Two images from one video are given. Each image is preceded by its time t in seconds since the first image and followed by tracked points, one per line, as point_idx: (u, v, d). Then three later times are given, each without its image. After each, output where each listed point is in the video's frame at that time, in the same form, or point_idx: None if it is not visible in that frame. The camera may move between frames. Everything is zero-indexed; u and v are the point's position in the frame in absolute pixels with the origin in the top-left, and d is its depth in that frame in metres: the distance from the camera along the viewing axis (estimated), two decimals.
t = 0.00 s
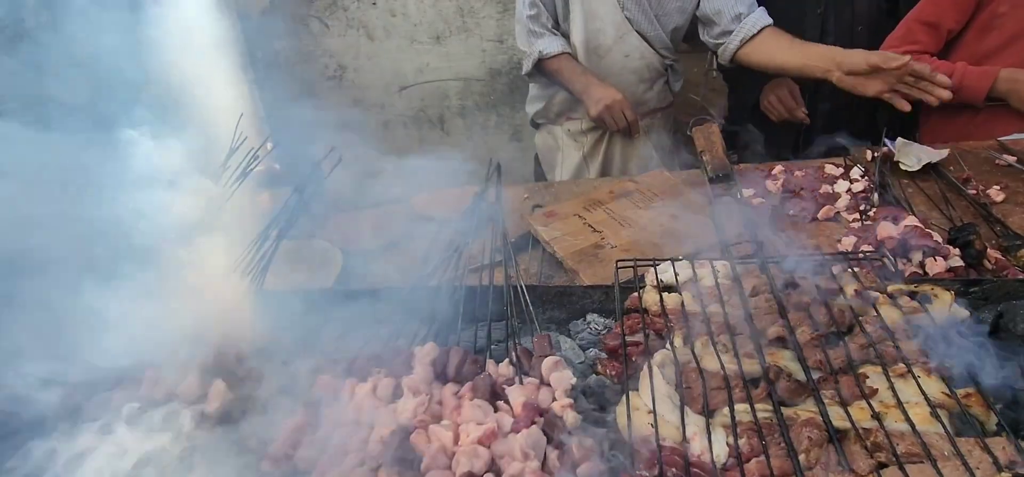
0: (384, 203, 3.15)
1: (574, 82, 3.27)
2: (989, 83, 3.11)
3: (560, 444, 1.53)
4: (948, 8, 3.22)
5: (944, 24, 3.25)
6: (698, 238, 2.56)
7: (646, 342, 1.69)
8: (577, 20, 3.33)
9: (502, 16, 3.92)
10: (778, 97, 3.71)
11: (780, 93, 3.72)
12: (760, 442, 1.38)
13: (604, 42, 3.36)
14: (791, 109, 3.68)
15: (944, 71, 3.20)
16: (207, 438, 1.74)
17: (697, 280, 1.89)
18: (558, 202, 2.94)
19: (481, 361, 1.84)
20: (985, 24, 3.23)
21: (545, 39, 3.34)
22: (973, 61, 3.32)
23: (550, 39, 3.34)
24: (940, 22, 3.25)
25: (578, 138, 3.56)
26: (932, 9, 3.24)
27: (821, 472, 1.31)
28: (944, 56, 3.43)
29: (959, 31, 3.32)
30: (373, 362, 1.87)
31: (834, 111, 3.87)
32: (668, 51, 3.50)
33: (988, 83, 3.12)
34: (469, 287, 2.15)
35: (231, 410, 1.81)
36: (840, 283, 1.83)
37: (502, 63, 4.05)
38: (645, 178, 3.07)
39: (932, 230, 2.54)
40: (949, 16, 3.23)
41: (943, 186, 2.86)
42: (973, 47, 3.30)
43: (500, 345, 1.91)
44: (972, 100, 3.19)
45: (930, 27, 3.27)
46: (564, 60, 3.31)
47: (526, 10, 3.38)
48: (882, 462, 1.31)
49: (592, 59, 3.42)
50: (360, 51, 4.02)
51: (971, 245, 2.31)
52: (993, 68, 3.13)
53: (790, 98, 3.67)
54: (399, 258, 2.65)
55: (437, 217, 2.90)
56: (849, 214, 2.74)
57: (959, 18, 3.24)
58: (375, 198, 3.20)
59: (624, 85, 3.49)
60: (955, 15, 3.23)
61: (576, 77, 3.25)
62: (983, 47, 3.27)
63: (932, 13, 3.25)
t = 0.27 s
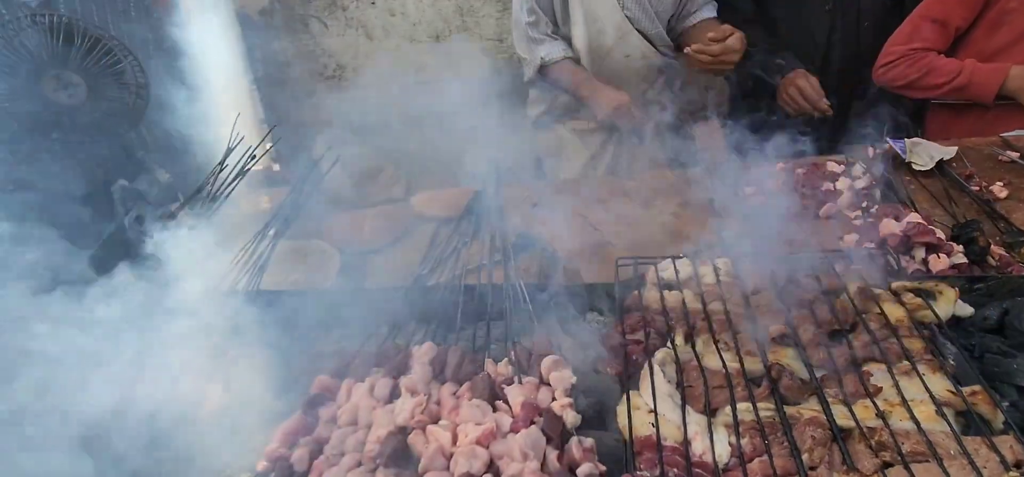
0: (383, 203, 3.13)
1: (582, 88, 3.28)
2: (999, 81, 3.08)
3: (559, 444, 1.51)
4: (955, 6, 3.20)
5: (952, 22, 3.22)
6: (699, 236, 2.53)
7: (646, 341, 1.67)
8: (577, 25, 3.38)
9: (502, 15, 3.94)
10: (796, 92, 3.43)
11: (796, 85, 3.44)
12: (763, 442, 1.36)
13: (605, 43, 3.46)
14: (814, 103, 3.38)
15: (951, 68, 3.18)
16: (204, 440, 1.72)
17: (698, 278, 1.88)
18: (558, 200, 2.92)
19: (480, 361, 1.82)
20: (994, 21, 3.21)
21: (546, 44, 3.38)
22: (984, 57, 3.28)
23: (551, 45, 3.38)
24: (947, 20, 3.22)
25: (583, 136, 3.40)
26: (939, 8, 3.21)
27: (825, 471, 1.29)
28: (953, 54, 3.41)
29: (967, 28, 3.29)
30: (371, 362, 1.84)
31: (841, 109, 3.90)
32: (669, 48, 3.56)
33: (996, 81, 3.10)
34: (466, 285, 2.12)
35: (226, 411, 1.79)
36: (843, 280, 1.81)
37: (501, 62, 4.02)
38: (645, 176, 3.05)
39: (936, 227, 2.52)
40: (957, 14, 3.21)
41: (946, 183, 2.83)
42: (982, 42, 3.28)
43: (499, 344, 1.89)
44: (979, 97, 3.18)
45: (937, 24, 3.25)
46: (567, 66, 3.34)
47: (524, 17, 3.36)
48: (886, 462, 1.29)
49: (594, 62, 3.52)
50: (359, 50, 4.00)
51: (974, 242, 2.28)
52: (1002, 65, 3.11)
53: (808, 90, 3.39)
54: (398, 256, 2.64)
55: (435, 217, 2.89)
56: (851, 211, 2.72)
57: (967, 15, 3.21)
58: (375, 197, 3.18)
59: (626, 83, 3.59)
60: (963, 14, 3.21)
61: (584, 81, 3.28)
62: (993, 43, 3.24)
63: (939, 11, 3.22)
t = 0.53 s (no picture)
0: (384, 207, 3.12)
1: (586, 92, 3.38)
2: (995, 82, 3.10)
3: (559, 453, 1.51)
4: (959, 8, 3.15)
5: (954, 23, 3.18)
6: (699, 239, 2.53)
7: (646, 348, 1.67)
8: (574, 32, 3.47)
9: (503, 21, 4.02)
10: (831, 71, 3.27)
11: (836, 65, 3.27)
12: (763, 450, 1.36)
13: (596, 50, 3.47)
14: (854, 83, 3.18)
15: (949, 69, 3.17)
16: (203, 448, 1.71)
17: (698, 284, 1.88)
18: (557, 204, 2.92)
19: (479, 366, 1.82)
20: (1002, 21, 3.19)
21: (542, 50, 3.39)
22: (987, 55, 3.29)
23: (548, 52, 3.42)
24: (949, 21, 3.18)
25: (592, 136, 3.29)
26: (942, 8, 3.15)
27: None
28: (955, 53, 3.40)
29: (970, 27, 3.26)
30: (370, 369, 1.84)
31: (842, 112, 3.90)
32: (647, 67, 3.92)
33: (994, 83, 3.12)
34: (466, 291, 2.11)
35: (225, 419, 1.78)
36: (844, 285, 1.80)
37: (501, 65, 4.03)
38: (644, 178, 3.05)
39: (937, 229, 2.51)
40: (960, 16, 3.16)
41: (947, 185, 2.82)
42: (984, 43, 3.29)
43: (499, 349, 1.89)
44: (976, 97, 3.19)
45: (938, 25, 3.21)
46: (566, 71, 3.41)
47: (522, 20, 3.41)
48: (887, 471, 1.28)
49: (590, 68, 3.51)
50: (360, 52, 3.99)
51: (975, 245, 2.27)
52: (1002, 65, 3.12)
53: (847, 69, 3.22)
54: (398, 259, 2.64)
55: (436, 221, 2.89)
56: (852, 214, 2.72)
57: (970, 17, 3.17)
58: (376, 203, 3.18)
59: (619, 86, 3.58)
60: (966, 15, 3.16)
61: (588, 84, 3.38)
62: (996, 44, 3.25)
63: (941, 11, 3.18)
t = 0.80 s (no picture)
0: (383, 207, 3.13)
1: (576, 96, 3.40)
2: (1002, 86, 3.09)
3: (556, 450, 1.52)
4: (961, 12, 3.19)
5: (958, 28, 3.23)
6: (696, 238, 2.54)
7: (642, 346, 1.68)
8: (564, 34, 3.43)
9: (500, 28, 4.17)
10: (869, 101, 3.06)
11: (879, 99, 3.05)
12: (758, 447, 1.37)
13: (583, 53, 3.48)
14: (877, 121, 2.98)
15: (955, 73, 3.17)
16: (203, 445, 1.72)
17: (694, 283, 1.89)
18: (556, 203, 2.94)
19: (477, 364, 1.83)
20: (1006, 25, 3.21)
21: (532, 49, 3.39)
22: (993, 58, 3.29)
23: (539, 51, 3.39)
24: (953, 26, 3.23)
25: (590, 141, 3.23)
26: (945, 13, 3.21)
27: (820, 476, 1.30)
28: (960, 58, 3.42)
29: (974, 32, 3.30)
30: (369, 367, 1.85)
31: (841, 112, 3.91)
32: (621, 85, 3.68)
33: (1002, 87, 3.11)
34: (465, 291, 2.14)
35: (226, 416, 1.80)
36: (840, 283, 1.81)
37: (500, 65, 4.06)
38: (642, 177, 3.06)
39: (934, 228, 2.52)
40: (964, 21, 3.21)
41: (944, 184, 2.83)
42: (990, 48, 3.30)
43: (497, 347, 1.91)
44: (984, 102, 3.18)
45: (942, 30, 3.26)
46: (553, 72, 3.40)
47: (510, 21, 3.36)
48: (881, 467, 1.29)
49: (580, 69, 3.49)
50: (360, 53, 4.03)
51: (972, 243, 2.28)
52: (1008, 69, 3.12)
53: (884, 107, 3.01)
54: (398, 259, 2.66)
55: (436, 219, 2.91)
56: (850, 213, 2.72)
57: (974, 22, 3.22)
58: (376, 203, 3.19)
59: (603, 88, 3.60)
60: (969, 20, 3.21)
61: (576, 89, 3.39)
62: (1005, 49, 3.24)
63: (944, 16, 3.23)
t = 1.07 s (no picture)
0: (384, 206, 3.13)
1: (578, 93, 3.34)
2: (998, 88, 3.10)
3: (556, 449, 1.53)
4: (956, 15, 3.20)
5: (954, 30, 3.23)
6: (697, 238, 2.55)
7: (642, 345, 1.69)
8: (562, 31, 3.41)
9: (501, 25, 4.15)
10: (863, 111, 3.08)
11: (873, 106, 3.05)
12: (757, 446, 1.38)
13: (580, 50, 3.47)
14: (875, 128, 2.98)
15: (951, 75, 3.18)
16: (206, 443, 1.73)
17: (694, 282, 1.90)
18: (556, 202, 2.94)
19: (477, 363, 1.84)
20: (999, 27, 3.22)
21: (530, 46, 3.34)
22: (989, 61, 3.30)
23: (537, 48, 3.33)
24: (948, 29, 3.23)
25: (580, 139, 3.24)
26: (940, 16, 3.22)
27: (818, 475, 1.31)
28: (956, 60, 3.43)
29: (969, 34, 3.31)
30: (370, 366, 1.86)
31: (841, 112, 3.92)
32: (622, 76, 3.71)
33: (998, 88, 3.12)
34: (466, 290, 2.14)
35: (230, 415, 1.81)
36: (839, 283, 1.82)
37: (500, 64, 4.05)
38: (642, 177, 3.07)
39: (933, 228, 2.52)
40: (959, 24, 3.21)
41: (943, 184, 2.83)
42: (986, 49, 3.30)
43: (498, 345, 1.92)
44: (980, 103, 3.19)
45: (937, 32, 3.26)
46: (553, 68, 3.35)
47: (508, 17, 3.29)
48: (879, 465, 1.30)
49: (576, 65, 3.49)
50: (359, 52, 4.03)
51: (971, 243, 2.29)
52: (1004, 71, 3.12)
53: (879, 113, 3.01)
54: (399, 258, 2.67)
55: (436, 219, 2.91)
56: (849, 213, 2.73)
57: (969, 24, 3.22)
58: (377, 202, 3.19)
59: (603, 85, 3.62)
60: (964, 22, 3.21)
61: (577, 86, 3.33)
62: (1000, 50, 3.25)
63: (939, 19, 3.23)
